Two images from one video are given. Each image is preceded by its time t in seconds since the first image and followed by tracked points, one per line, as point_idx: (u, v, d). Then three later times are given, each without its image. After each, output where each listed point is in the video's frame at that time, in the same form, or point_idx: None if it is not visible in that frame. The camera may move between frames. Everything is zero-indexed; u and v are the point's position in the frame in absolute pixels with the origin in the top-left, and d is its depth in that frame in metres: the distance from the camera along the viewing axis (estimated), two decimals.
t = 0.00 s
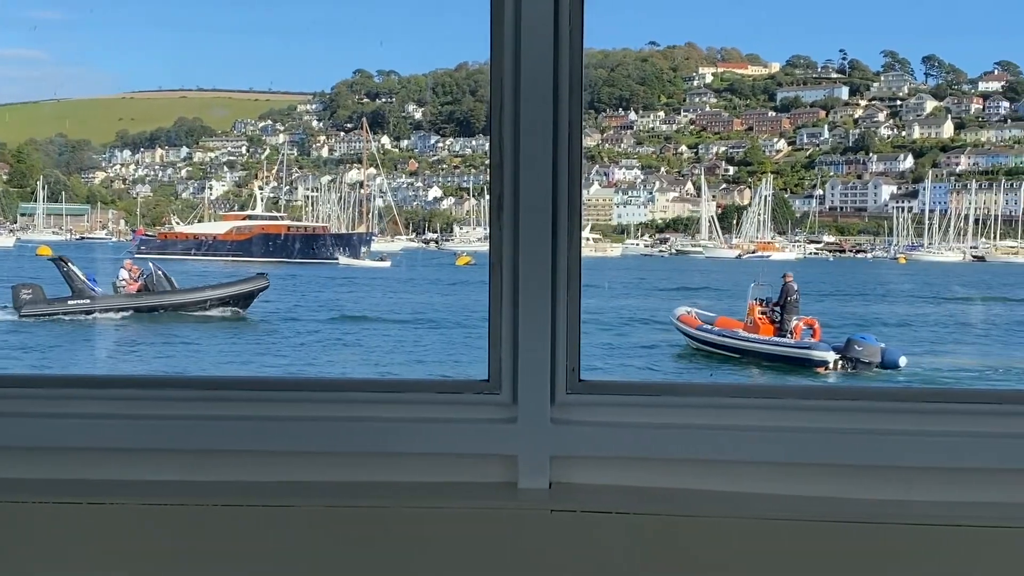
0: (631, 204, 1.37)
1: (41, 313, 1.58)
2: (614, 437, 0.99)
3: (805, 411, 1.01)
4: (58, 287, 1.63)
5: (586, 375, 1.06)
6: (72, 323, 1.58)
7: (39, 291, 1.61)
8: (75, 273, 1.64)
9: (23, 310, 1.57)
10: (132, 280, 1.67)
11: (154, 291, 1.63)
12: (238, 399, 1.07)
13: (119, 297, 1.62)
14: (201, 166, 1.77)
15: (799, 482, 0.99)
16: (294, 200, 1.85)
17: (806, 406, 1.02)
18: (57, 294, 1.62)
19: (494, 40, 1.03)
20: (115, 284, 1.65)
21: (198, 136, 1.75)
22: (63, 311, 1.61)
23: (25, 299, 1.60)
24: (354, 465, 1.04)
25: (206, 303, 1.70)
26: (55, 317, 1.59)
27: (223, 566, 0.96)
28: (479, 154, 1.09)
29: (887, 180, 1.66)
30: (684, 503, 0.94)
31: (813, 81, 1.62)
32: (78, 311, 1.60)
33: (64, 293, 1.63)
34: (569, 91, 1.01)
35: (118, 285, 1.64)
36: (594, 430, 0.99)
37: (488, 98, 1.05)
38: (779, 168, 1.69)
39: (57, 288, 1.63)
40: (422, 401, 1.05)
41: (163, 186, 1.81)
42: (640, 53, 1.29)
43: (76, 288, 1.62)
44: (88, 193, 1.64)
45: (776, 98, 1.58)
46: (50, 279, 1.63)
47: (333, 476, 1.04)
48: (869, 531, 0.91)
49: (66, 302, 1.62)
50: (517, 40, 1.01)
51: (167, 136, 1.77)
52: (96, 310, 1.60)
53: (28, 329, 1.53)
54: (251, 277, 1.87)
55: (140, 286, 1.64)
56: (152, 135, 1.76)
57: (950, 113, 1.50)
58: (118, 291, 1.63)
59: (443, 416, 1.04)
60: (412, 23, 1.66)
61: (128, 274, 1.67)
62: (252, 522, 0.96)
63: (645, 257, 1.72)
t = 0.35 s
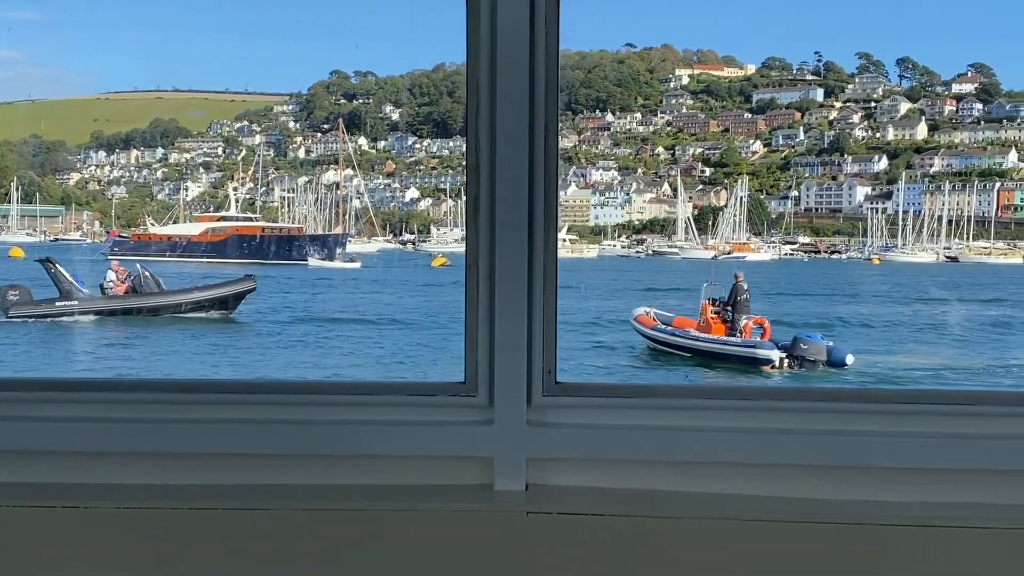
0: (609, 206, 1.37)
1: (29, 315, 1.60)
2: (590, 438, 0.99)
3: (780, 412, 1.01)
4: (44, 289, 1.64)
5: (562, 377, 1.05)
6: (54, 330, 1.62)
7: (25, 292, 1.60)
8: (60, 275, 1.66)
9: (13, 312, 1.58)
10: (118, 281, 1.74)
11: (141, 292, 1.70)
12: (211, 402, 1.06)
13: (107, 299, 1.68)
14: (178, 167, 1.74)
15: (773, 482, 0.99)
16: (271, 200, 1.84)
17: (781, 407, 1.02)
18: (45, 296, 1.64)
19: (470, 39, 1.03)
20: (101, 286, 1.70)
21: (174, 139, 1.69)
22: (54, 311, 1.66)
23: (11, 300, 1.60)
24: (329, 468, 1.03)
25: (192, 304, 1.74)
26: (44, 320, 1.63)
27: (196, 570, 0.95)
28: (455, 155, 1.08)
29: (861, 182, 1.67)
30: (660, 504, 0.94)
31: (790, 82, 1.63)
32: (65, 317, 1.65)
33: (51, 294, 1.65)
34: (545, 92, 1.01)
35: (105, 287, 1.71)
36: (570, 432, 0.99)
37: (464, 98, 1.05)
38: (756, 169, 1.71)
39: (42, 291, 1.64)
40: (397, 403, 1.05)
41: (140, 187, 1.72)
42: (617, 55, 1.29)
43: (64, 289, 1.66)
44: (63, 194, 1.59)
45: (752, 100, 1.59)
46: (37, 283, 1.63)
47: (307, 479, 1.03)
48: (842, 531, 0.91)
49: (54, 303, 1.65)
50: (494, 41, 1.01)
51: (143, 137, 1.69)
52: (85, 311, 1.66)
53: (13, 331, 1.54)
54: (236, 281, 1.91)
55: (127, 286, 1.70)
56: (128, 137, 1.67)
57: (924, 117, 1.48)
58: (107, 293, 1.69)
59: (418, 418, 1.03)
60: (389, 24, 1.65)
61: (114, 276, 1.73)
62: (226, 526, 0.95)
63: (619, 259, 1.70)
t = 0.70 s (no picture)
0: (588, 206, 1.37)
1: (15, 315, 1.57)
2: (569, 441, 0.99)
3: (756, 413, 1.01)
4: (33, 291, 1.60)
5: (541, 380, 1.05)
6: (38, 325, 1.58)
7: (13, 293, 1.57)
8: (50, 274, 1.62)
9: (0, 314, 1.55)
10: (107, 282, 1.72)
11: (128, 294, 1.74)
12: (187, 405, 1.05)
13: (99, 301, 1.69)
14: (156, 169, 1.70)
15: (751, 483, 1.00)
16: (249, 201, 1.81)
17: (759, 408, 1.02)
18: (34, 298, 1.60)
19: (449, 42, 1.03)
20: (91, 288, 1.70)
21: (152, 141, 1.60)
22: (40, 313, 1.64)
23: None
24: (307, 471, 1.03)
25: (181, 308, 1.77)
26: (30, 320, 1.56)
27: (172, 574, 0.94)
28: (434, 156, 1.08)
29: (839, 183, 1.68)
30: (639, 507, 0.95)
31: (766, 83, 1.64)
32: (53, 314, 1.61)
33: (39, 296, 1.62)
34: (523, 94, 1.01)
35: (95, 288, 1.70)
36: (549, 435, 0.99)
37: (442, 99, 1.05)
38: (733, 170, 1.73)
39: (31, 292, 1.60)
40: (375, 407, 1.04)
41: (117, 189, 1.65)
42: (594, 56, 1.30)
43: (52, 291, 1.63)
44: (40, 195, 1.50)
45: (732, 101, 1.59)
46: (26, 284, 1.58)
47: (285, 482, 1.03)
48: (819, 531, 0.91)
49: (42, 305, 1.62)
50: (472, 42, 1.01)
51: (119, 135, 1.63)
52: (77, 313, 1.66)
53: None
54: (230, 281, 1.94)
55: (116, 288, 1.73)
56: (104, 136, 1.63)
57: (900, 118, 1.51)
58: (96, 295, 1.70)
59: (396, 420, 1.03)
60: (366, 23, 1.64)
61: (103, 277, 1.72)
62: (204, 530, 0.94)
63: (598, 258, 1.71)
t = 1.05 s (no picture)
0: (564, 207, 1.37)
1: None
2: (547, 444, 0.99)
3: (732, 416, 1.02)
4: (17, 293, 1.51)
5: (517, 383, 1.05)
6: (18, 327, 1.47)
7: None
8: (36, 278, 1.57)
9: None
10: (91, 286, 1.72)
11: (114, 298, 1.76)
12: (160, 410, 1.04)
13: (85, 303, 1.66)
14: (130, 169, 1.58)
15: (727, 485, 1.00)
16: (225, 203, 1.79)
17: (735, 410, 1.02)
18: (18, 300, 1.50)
19: (425, 43, 1.02)
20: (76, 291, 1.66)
21: (124, 139, 1.50)
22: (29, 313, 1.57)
23: None
24: (282, 475, 1.02)
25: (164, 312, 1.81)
26: (23, 320, 1.48)
27: None
28: (410, 157, 1.07)
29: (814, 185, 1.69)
30: (617, 510, 0.94)
31: (742, 85, 1.65)
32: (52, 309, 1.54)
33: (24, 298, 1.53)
34: (499, 96, 1.01)
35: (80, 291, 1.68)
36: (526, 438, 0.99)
37: (418, 100, 1.04)
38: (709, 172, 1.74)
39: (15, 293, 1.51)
40: (351, 411, 1.04)
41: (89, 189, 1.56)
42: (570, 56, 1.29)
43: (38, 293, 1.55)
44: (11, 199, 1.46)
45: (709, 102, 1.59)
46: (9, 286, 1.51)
47: (260, 487, 1.02)
48: (796, 533, 0.91)
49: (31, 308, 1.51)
50: (448, 43, 1.00)
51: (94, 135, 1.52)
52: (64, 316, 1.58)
53: None
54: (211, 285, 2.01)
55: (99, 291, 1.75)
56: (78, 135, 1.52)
57: (875, 119, 1.52)
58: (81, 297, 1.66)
59: (372, 424, 1.02)
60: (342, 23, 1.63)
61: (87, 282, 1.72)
62: (178, 536, 0.93)
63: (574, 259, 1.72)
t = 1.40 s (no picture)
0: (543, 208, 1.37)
1: None
2: (524, 446, 0.99)
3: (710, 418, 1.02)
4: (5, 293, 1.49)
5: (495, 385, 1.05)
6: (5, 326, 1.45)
7: None
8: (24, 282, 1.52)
9: None
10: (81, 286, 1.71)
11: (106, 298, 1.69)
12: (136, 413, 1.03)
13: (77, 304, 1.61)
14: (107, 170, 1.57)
15: (705, 486, 1.00)
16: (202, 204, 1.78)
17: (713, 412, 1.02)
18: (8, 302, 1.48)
19: (403, 43, 1.02)
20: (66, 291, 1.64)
21: (101, 140, 1.47)
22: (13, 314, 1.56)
23: None
24: (259, 478, 1.02)
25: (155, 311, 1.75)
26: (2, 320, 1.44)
27: None
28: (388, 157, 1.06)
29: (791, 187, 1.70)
30: (593, 511, 0.94)
31: (720, 86, 1.66)
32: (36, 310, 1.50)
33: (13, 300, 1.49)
34: (478, 96, 1.01)
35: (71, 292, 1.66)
36: (504, 440, 0.99)
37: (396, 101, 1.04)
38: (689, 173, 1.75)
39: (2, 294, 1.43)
40: (328, 413, 1.03)
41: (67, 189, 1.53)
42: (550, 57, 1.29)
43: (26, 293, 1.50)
44: None
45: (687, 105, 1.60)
46: None
47: (236, 490, 1.01)
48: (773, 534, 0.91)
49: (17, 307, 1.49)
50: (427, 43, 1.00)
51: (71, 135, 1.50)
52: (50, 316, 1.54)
53: None
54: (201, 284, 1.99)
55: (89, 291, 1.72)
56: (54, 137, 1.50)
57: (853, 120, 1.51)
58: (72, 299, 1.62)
59: (349, 427, 1.02)
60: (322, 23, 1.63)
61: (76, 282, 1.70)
62: (153, 539, 0.93)
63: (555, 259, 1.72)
